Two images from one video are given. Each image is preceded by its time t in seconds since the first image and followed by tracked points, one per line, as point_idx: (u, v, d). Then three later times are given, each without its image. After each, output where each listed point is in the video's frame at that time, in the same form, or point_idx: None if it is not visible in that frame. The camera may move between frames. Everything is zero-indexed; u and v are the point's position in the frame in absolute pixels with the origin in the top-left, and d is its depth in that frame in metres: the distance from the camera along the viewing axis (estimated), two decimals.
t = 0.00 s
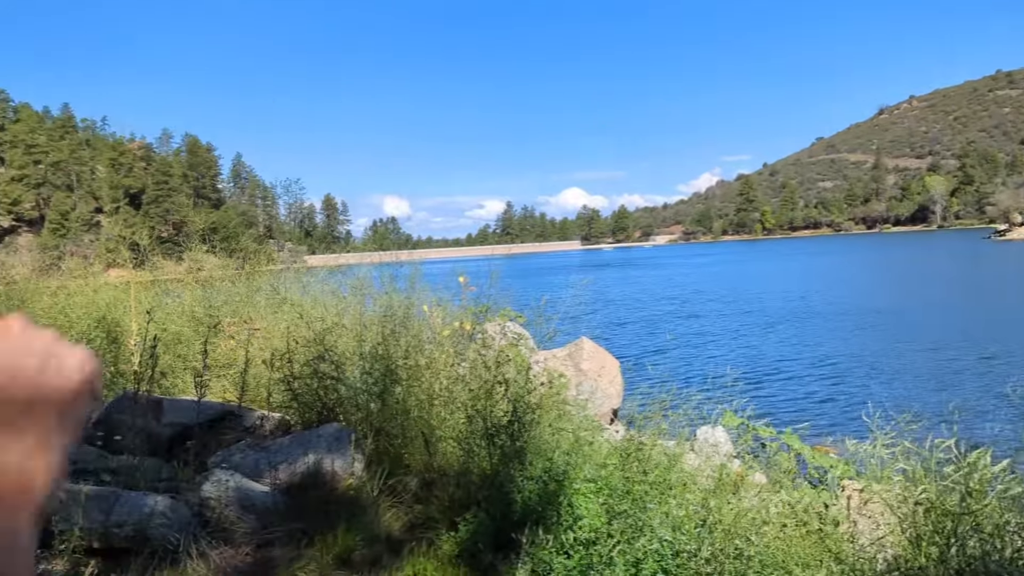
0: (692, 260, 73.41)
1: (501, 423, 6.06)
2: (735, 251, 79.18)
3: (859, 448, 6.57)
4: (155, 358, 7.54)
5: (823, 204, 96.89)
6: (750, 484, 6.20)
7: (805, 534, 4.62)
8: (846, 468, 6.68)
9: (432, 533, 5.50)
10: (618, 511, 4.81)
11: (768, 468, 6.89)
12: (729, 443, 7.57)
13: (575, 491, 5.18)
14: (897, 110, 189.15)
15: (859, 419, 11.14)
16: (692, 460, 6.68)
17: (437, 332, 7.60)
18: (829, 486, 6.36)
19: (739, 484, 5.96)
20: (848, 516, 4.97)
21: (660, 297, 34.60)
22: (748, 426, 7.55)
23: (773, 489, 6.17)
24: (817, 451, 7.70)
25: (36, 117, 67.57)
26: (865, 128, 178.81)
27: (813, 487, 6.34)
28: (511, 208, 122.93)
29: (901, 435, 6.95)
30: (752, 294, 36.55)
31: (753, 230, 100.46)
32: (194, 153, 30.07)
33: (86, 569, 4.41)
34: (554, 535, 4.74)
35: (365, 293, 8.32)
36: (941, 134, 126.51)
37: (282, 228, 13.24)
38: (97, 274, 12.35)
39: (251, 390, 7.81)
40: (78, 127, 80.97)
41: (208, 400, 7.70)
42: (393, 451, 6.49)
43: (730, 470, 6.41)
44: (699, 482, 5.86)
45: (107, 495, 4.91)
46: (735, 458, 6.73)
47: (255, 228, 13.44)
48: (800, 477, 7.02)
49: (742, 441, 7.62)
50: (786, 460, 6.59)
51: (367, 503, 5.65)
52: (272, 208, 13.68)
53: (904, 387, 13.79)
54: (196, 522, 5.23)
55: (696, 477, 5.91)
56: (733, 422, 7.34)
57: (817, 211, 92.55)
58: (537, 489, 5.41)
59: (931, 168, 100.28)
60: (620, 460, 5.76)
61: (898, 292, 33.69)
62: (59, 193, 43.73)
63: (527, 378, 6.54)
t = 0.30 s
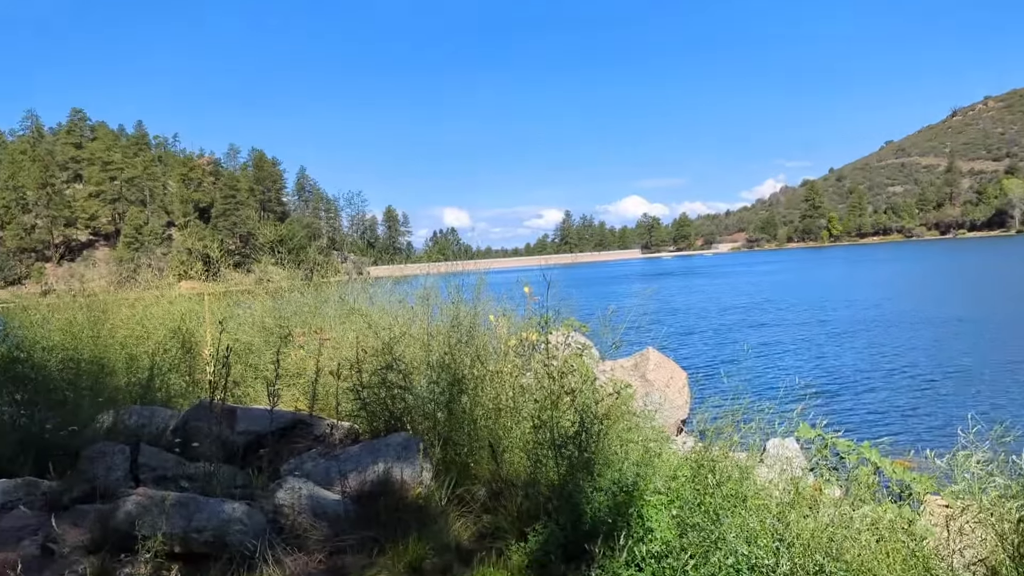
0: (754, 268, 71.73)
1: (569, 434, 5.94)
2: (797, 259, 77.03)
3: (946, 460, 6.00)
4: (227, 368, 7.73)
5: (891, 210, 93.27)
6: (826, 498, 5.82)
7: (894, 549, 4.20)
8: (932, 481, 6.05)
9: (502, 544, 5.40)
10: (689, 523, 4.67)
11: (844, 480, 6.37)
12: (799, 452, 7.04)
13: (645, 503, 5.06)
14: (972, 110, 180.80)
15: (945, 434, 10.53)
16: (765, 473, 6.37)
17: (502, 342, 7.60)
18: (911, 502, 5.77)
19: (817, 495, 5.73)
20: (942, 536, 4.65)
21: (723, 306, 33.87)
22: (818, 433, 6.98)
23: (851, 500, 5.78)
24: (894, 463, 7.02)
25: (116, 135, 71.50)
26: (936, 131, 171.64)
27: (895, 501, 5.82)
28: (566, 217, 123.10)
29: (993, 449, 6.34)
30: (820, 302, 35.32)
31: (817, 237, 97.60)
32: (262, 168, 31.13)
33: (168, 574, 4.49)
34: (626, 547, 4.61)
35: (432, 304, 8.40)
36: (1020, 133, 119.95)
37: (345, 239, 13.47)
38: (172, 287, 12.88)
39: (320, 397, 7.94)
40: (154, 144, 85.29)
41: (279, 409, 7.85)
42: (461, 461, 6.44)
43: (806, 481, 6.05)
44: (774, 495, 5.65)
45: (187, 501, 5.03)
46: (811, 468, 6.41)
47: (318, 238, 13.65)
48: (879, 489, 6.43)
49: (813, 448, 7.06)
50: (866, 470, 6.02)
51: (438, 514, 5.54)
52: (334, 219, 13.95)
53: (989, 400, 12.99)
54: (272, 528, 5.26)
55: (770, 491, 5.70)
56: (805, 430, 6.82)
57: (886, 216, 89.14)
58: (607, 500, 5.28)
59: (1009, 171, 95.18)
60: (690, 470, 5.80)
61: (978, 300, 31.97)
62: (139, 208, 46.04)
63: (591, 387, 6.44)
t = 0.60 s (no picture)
0: (780, 284, 70.88)
1: (597, 454, 5.85)
2: (825, 276, 75.97)
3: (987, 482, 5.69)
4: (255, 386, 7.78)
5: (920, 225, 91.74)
6: (861, 522, 5.59)
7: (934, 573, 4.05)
8: (969, 501, 5.76)
9: (530, 565, 5.31)
10: (721, 546, 4.61)
11: (879, 500, 6.11)
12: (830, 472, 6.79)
13: (678, 524, 4.99)
14: (1002, 124, 177.85)
15: (985, 455, 10.23)
16: (796, 495, 6.17)
17: (529, 359, 7.54)
18: (948, 525, 5.48)
19: (853, 518, 5.56)
20: (985, 559, 4.47)
21: (749, 323, 33.47)
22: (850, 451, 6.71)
23: (887, 524, 5.54)
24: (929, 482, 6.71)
25: (147, 156, 73.14)
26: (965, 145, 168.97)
27: (932, 524, 5.55)
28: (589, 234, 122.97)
29: None
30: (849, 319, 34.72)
31: (844, 253, 96.25)
32: (289, 188, 31.59)
33: None
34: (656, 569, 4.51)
35: (459, 323, 8.41)
36: None
37: (371, 257, 13.54)
38: (201, 306, 13.06)
39: (348, 416, 7.95)
40: (184, 164, 87.09)
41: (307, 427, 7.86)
42: (488, 481, 6.37)
43: (840, 504, 5.85)
44: (807, 518, 5.52)
45: (217, 521, 5.05)
46: (841, 486, 6.23)
47: (344, 256, 13.70)
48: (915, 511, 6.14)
49: (844, 466, 6.80)
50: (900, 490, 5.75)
51: (466, 535, 5.44)
52: (360, 237, 14.06)
53: None
54: (300, 548, 5.23)
55: (803, 512, 5.56)
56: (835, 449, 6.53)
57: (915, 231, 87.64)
58: (638, 523, 5.21)
59: None
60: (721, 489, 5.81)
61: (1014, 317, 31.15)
62: (169, 226, 46.90)
63: (620, 406, 6.37)
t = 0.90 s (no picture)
0: (786, 302, 70.64)
1: (605, 471, 5.78)
2: (831, 293, 75.75)
3: (1002, 502, 5.55)
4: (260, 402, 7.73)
5: (926, 242, 91.59)
6: (874, 542, 5.49)
7: None
8: (984, 520, 5.64)
9: None
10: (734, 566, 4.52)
11: (892, 521, 6.01)
12: (842, 491, 6.67)
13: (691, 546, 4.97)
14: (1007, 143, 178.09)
15: (997, 476, 10.08)
16: (807, 514, 6.06)
17: (536, 376, 7.48)
18: (962, 547, 5.36)
19: (867, 538, 5.47)
20: None
21: (756, 340, 33.33)
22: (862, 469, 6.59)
23: (900, 545, 5.43)
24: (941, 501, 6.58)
25: (154, 172, 73.67)
26: (970, 164, 169.04)
27: (946, 545, 5.44)
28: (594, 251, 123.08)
29: None
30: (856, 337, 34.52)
31: (850, 271, 96.03)
32: (295, 204, 31.74)
33: None
34: None
35: (465, 338, 8.37)
36: None
37: (377, 273, 13.55)
38: (206, 320, 13.07)
39: (352, 432, 7.88)
40: (190, 181, 87.66)
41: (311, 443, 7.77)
42: (495, 498, 6.28)
43: (851, 523, 5.76)
44: (818, 538, 5.43)
45: (219, 537, 4.99)
46: (855, 507, 6.12)
47: (350, 272, 13.88)
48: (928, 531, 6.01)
49: (855, 485, 6.68)
50: (914, 509, 5.64)
51: (472, 554, 5.32)
52: (366, 254, 14.07)
53: None
54: (304, 566, 5.14)
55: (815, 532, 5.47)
56: (846, 467, 6.40)
57: (921, 249, 87.43)
58: (648, 541, 5.15)
59: None
60: (731, 509, 5.76)
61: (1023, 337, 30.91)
62: (174, 242, 47.07)
63: (628, 424, 6.30)
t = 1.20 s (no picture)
0: (787, 314, 70.49)
1: (603, 486, 5.69)
2: (832, 306, 75.67)
3: (1006, 521, 5.48)
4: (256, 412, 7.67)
5: (927, 255, 91.53)
6: (876, 562, 5.43)
7: None
8: (988, 539, 5.57)
9: None
10: None
11: (894, 540, 5.95)
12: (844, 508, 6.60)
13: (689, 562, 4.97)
14: (1010, 157, 178.23)
15: (1001, 493, 9.99)
16: (808, 531, 5.99)
17: (534, 389, 7.43)
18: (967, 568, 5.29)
19: (867, 557, 5.41)
20: None
21: (757, 353, 33.21)
22: (865, 486, 6.51)
23: (901, 565, 5.37)
24: (943, 518, 6.51)
25: (156, 181, 73.90)
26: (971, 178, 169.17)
27: (950, 567, 5.37)
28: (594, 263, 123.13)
29: None
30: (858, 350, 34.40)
31: (851, 284, 95.95)
32: (296, 214, 31.85)
33: None
34: None
35: (463, 350, 8.33)
36: None
37: (377, 284, 13.57)
38: (205, 329, 13.05)
39: (349, 444, 7.81)
40: (192, 191, 87.89)
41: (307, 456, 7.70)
42: (491, 513, 6.21)
43: (853, 540, 5.70)
44: (820, 556, 5.34)
45: (212, 552, 4.91)
46: (857, 523, 6.05)
47: (350, 282, 13.92)
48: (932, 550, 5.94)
49: (857, 502, 6.61)
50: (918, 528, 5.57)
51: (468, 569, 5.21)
52: (366, 264, 14.10)
53: None
54: None
55: (815, 549, 5.41)
56: (849, 485, 6.32)
57: (922, 263, 87.46)
58: (646, 560, 5.12)
59: None
60: (731, 528, 5.72)
61: None
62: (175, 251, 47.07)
63: (627, 438, 6.23)
